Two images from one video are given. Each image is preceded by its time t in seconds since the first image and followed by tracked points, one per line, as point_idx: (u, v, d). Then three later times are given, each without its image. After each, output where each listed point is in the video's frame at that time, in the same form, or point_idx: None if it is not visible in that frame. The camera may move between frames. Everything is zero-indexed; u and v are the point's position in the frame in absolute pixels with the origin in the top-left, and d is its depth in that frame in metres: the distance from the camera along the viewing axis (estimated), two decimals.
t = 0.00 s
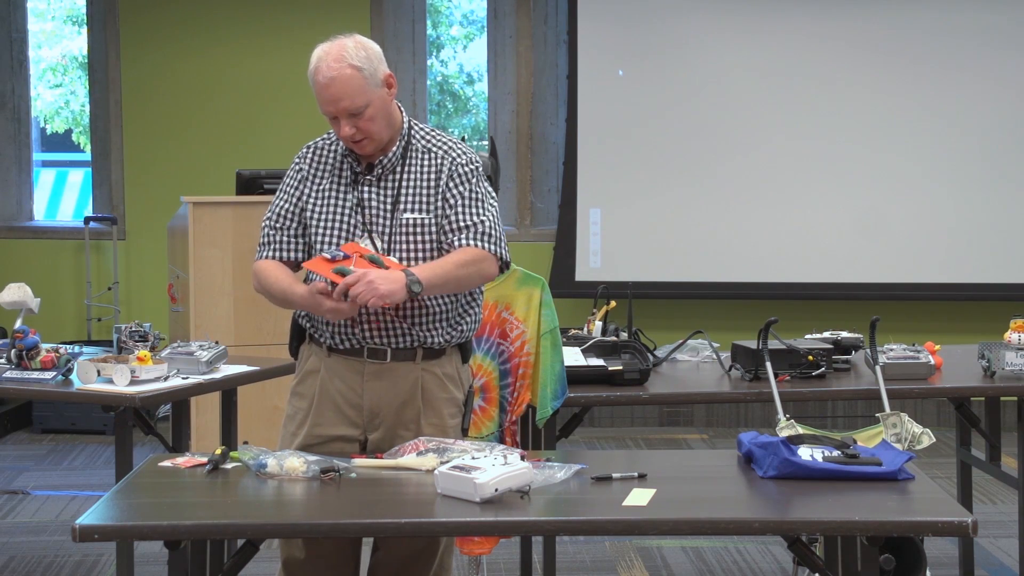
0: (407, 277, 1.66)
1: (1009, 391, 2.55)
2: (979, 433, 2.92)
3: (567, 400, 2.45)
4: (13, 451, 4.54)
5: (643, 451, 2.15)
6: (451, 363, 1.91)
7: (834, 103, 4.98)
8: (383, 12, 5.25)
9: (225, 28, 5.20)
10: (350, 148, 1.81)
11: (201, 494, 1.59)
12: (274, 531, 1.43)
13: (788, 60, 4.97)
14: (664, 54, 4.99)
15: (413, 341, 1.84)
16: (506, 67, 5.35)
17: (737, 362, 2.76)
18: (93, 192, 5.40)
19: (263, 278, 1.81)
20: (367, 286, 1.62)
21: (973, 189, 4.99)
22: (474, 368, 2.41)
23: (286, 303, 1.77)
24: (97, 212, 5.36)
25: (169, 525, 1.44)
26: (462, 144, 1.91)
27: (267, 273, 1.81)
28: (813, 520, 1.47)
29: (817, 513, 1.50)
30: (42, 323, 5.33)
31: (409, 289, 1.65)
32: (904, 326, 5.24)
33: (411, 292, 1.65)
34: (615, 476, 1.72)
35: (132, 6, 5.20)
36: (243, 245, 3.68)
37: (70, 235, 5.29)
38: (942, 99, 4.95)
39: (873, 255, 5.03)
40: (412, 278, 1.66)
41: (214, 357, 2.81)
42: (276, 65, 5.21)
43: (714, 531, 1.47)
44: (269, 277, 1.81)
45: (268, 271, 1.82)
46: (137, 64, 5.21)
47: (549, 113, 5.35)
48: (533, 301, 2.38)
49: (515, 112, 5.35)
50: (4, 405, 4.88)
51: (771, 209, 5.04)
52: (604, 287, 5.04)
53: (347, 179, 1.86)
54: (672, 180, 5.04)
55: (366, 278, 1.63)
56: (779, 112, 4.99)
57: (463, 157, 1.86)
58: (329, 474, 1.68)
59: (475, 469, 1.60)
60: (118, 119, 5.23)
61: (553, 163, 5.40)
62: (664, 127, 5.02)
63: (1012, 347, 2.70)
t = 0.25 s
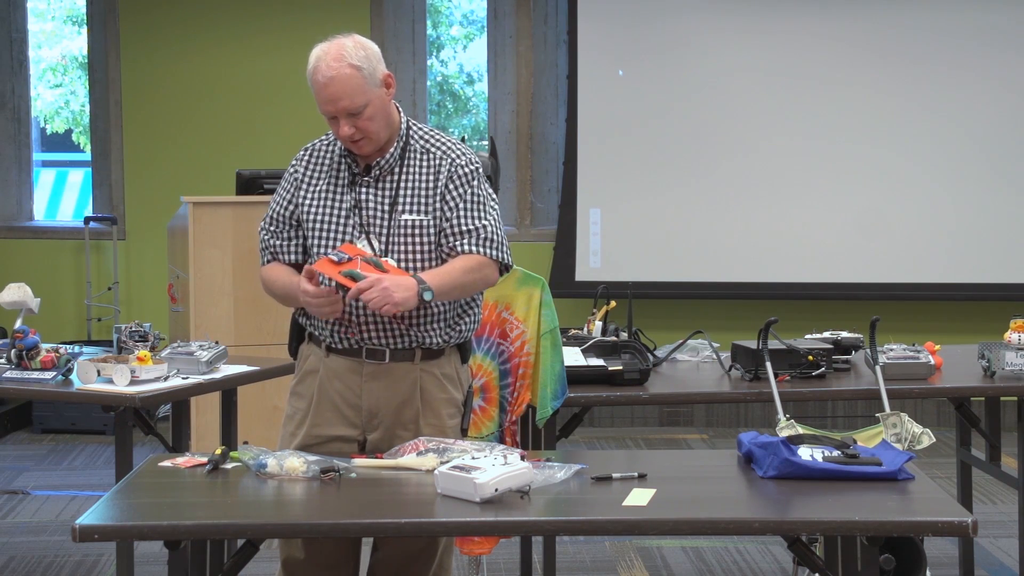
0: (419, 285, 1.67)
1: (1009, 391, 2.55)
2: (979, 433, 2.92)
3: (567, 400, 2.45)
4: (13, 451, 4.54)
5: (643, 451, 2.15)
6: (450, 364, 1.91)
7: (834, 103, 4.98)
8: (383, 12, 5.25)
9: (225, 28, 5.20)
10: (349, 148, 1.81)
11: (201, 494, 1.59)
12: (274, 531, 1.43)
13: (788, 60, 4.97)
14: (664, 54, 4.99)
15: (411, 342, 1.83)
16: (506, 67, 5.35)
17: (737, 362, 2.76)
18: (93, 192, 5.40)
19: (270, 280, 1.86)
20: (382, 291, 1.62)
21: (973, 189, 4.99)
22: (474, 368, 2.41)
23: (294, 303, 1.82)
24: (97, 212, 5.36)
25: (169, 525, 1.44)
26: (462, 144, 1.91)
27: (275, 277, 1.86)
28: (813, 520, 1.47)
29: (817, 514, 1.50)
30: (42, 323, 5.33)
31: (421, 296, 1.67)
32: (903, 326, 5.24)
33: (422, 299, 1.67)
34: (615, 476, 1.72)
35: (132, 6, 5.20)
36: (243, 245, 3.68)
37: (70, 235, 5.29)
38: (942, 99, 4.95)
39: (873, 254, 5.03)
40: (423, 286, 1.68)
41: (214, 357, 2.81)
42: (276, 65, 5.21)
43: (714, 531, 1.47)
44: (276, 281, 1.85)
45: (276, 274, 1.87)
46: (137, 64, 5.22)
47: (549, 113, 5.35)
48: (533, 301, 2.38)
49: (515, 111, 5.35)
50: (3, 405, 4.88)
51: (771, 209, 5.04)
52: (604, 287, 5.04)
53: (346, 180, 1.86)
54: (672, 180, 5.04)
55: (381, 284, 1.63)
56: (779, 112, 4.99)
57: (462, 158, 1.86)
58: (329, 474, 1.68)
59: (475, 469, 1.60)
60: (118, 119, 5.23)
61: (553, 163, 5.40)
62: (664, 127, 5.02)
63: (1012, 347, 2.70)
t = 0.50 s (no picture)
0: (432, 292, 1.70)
1: (1009, 391, 2.55)
2: (979, 433, 2.92)
3: (567, 400, 2.45)
4: (13, 451, 4.54)
5: (643, 451, 2.15)
6: (449, 364, 1.91)
7: (834, 103, 4.98)
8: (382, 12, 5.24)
9: (225, 28, 5.20)
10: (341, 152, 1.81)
11: (200, 494, 1.59)
12: (274, 531, 1.43)
13: (788, 60, 4.97)
14: (664, 54, 4.99)
15: (409, 342, 1.83)
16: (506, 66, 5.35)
17: (737, 362, 2.76)
18: (93, 192, 5.40)
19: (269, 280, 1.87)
20: (399, 297, 1.65)
21: (973, 189, 4.99)
22: (474, 368, 2.41)
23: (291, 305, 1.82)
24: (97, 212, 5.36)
25: (169, 525, 1.44)
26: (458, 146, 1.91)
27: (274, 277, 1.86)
28: (813, 521, 1.47)
29: (817, 513, 1.50)
30: (42, 324, 5.33)
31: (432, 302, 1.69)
32: (903, 326, 5.24)
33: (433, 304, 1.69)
34: (615, 476, 1.72)
35: (132, 6, 5.20)
36: (243, 245, 3.68)
37: (70, 235, 5.29)
38: (942, 99, 4.95)
39: (873, 254, 5.03)
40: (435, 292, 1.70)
41: (214, 357, 2.81)
42: (276, 65, 5.21)
43: (714, 532, 1.47)
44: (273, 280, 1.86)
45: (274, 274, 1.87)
46: (137, 64, 5.22)
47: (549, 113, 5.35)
48: (533, 301, 2.39)
49: (515, 112, 5.35)
50: (3, 405, 4.87)
51: (771, 209, 5.04)
52: (604, 287, 5.04)
53: (341, 183, 1.86)
54: (672, 180, 5.04)
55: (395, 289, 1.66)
56: (779, 112, 4.99)
57: (459, 160, 1.86)
58: (328, 474, 1.68)
59: (475, 469, 1.60)
60: (118, 118, 5.23)
61: (553, 163, 5.40)
62: (664, 127, 5.02)
63: (1012, 347, 2.70)
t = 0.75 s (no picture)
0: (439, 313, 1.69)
1: (1009, 391, 2.55)
2: (979, 433, 2.92)
3: (567, 400, 2.46)
4: (13, 451, 4.54)
5: (643, 451, 2.15)
6: (448, 363, 1.90)
7: (834, 103, 4.98)
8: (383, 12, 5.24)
9: (225, 28, 5.20)
10: (328, 162, 1.79)
11: (200, 494, 1.59)
12: (274, 531, 1.43)
13: (787, 60, 4.97)
14: (664, 54, 4.99)
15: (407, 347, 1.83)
16: (506, 66, 5.35)
17: (737, 362, 2.76)
18: (93, 192, 5.40)
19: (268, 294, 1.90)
20: (415, 320, 1.64)
21: (973, 189, 4.98)
22: (474, 368, 2.41)
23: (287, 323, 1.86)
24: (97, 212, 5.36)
25: (169, 525, 1.44)
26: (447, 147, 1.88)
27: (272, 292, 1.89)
28: (814, 521, 1.47)
29: (817, 513, 1.50)
30: (42, 323, 5.33)
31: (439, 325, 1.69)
32: (904, 326, 5.24)
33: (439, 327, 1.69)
34: (615, 476, 1.72)
35: (132, 6, 5.20)
36: (243, 245, 3.68)
37: (70, 235, 5.29)
38: (942, 99, 4.95)
39: (873, 255, 5.03)
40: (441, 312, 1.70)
41: (214, 357, 2.81)
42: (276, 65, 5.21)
43: (714, 531, 1.47)
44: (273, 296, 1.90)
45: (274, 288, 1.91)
46: (136, 65, 5.22)
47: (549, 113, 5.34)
48: (533, 301, 2.39)
49: (514, 112, 5.35)
50: (3, 405, 4.87)
51: (771, 209, 5.04)
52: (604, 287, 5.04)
53: (332, 191, 1.85)
54: (672, 180, 5.04)
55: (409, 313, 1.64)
56: (779, 112, 4.99)
57: (449, 163, 1.84)
58: (328, 473, 1.69)
59: (474, 469, 1.60)
60: (118, 118, 5.23)
61: (553, 163, 5.40)
62: (664, 127, 5.02)
63: (1012, 347, 2.70)
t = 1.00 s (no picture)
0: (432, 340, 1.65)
1: (1009, 391, 2.55)
2: (979, 433, 2.92)
3: (567, 400, 2.46)
4: (13, 451, 4.54)
5: (643, 451, 2.15)
6: (438, 363, 1.86)
7: (833, 103, 4.98)
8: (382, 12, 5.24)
9: (225, 28, 5.20)
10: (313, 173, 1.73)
11: (200, 494, 1.59)
12: (275, 531, 1.43)
13: (787, 60, 4.97)
14: (664, 54, 4.99)
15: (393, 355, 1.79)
16: (506, 66, 5.35)
17: (738, 363, 2.76)
18: (93, 192, 5.40)
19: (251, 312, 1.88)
20: (418, 346, 1.59)
21: (973, 189, 4.98)
22: (474, 368, 2.41)
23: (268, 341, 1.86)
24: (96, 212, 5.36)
25: (169, 525, 1.44)
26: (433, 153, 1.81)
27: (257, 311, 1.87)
28: (814, 520, 1.47)
29: (818, 513, 1.50)
30: (42, 323, 5.33)
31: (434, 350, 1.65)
32: (904, 326, 5.24)
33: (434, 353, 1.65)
34: (615, 476, 1.72)
35: (132, 6, 5.20)
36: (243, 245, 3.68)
37: (70, 235, 5.29)
38: (942, 99, 4.95)
39: (873, 255, 5.03)
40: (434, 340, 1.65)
41: (214, 357, 2.82)
42: (276, 65, 5.21)
43: (714, 531, 1.47)
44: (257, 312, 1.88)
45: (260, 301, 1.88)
46: (137, 65, 5.22)
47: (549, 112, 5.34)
48: (533, 301, 2.38)
49: (514, 112, 5.35)
50: (3, 405, 4.87)
51: (771, 210, 5.04)
52: (604, 287, 5.04)
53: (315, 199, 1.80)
54: (672, 180, 5.04)
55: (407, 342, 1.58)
56: (779, 112, 4.99)
57: (432, 172, 1.77)
58: (328, 473, 1.69)
59: (474, 469, 1.60)
60: (118, 119, 5.24)
61: (553, 163, 5.40)
62: (664, 127, 5.02)
63: (1012, 347, 2.70)
